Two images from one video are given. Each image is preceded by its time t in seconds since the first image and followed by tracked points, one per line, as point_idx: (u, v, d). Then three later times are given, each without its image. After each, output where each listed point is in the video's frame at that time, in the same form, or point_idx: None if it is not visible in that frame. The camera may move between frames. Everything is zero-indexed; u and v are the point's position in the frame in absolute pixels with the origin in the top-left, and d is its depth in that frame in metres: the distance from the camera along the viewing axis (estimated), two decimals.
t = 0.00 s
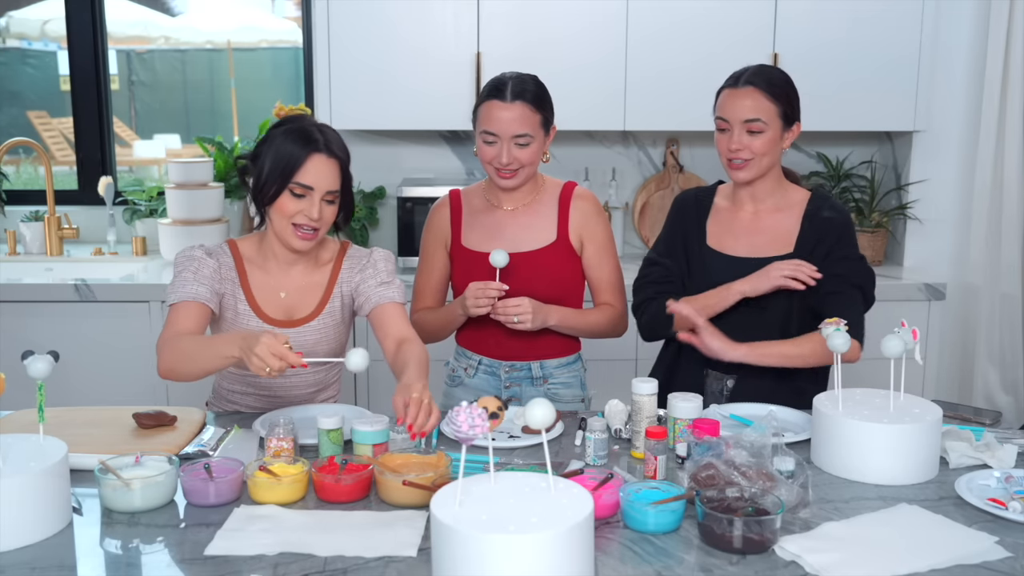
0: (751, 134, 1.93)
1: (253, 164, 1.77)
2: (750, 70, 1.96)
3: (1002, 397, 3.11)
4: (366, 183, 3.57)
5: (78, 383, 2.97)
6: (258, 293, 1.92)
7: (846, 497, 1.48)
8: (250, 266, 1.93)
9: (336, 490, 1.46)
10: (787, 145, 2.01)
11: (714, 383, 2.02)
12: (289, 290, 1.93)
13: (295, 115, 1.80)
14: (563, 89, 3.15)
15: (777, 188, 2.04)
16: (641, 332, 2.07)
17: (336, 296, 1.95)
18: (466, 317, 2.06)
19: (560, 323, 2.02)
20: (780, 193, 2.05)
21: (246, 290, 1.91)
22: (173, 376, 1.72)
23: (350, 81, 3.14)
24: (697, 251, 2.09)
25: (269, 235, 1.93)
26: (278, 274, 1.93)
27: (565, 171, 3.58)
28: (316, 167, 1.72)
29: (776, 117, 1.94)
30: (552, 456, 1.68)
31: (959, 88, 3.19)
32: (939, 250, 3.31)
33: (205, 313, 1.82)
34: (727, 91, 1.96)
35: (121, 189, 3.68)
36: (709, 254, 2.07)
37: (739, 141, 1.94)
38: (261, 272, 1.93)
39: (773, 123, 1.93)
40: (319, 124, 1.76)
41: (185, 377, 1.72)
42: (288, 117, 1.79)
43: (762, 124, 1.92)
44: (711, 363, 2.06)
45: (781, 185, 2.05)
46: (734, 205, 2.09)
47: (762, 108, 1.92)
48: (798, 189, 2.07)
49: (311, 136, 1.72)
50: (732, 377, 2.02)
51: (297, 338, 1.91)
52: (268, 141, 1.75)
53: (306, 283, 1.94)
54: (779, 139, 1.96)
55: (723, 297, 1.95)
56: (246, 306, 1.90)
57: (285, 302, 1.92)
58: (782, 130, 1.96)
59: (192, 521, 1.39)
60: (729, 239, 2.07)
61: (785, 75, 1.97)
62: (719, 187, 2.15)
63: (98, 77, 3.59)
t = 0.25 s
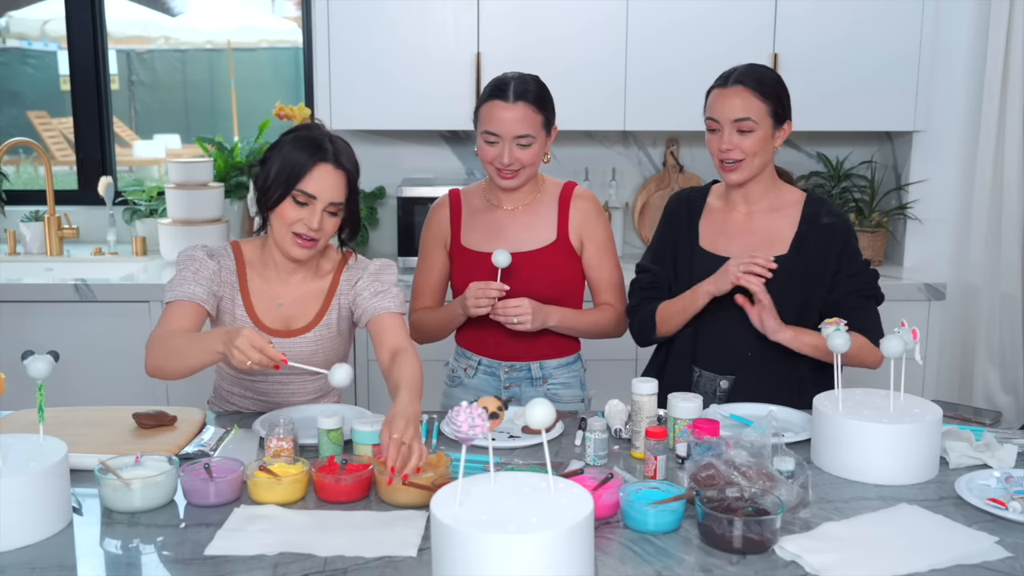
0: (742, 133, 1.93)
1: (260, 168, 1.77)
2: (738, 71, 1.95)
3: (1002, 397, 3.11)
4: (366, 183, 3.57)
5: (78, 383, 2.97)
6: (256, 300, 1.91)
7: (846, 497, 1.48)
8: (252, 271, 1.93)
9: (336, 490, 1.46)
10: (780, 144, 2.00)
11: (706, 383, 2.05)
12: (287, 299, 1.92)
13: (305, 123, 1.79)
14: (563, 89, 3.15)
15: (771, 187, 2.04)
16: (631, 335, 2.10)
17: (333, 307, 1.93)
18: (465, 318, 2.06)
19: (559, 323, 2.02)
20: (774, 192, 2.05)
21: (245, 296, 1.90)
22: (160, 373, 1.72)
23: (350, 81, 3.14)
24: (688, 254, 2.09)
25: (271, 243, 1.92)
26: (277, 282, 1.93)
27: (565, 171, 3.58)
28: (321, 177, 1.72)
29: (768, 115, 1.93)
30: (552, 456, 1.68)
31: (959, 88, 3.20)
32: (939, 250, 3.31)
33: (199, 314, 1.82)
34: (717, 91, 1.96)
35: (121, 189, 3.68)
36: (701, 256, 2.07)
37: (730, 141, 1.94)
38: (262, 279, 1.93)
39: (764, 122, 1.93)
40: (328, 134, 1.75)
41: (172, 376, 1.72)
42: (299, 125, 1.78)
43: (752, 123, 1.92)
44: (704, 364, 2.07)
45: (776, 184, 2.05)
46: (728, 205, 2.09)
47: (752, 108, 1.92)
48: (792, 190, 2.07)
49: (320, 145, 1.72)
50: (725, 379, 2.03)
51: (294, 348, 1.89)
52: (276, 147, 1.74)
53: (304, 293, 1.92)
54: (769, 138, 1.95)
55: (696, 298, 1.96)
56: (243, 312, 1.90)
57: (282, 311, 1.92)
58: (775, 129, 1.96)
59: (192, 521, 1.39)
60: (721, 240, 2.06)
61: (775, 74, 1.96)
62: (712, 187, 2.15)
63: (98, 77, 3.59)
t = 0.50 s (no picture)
0: (734, 137, 1.92)
1: (261, 174, 1.76)
2: (730, 73, 1.93)
3: (1002, 397, 3.10)
4: (366, 183, 3.57)
5: (78, 383, 2.97)
6: (259, 301, 1.91)
7: (846, 497, 1.48)
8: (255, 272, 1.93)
9: (336, 490, 1.46)
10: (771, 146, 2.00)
11: (701, 383, 2.05)
12: (290, 302, 1.92)
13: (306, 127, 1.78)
14: (563, 88, 3.15)
15: (764, 189, 2.04)
16: (628, 339, 2.10)
17: (337, 309, 1.92)
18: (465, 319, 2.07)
19: (559, 323, 2.02)
20: (766, 194, 2.04)
21: (249, 298, 1.90)
22: (165, 370, 1.73)
23: (350, 81, 3.14)
24: (681, 257, 2.09)
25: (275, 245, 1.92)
26: (281, 284, 1.93)
27: (565, 171, 3.58)
28: (326, 183, 1.71)
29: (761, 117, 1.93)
30: (552, 456, 1.68)
31: (959, 88, 3.20)
32: (938, 251, 3.31)
33: (204, 312, 1.82)
34: (708, 95, 1.94)
35: (121, 189, 3.68)
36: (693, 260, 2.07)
37: (723, 145, 1.93)
38: (265, 281, 1.93)
39: (756, 125, 1.92)
40: (330, 139, 1.74)
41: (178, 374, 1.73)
42: (300, 130, 1.77)
43: (745, 127, 1.91)
44: (699, 364, 2.06)
45: (768, 185, 2.04)
46: (720, 207, 2.08)
47: (745, 111, 1.91)
48: (785, 192, 2.06)
49: (322, 150, 1.71)
50: (720, 379, 2.02)
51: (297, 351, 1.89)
52: (279, 154, 1.73)
53: (308, 295, 1.92)
54: (762, 141, 1.95)
55: (680, 300, 1.98)
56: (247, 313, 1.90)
57: (285, 314, 1.91)
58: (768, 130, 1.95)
59: (192, 521, 1.39)
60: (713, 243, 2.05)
61: (764, 74, 1.95)
62: (703, 188, 2.14)
63: (98, 76, 3.59)
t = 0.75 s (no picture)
0: (732, 140, 1.92)
1: (265, 176, 1.76)
2: (727, 75, 1.94)
3: (1002, 397, 3.09)
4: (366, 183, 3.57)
5: (78, 383, 2.97)
6: (269, 300, 1.90)
7: (846, 497, 1.48)
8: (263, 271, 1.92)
9: (336, 490, 1.46)
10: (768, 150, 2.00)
11: (699, 383, 2.04)
12: (300, 300, 1.92)
13: (306, 127, 1.78)
14: (563, 89, 3.15)
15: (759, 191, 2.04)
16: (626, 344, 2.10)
17: (345, 306, 1.94)
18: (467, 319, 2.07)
19: (560, 324, 2.02)
20: (762, 197, 2.05)
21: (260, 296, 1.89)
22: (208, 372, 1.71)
23: (350, 81, 3.14)
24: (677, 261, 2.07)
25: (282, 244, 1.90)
26: (291, 282, 1.92)
27: (565, 171, 3.58)
28: (333, 181, 1.71)
29: (760, 121, 1.93)
30: (552, 456, 1.68)
31: (959, 88, 3.19)
32: (938, 251, 3.31)
33: (227, 311, 1.80)
34: (705, 98, 1.94)
35: (121, 190, 3.68)
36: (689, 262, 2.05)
37: (720, 149, 1.92)
38: (274, 279, 1.92)
39: (754, 129, 1.92)
40: (333, 137, 1.74)
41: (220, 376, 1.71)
42: (299, 130, 1.77)
43: (742, 130, 1.91)
44: (698, 364, 2.06)
45: (763, 187, 2.05)
46: (715, 209, 2.08)
47: (743, 114, 1.90)
48: (780, 193, 2.07)
49: (325, 149, 1.71)
50: (718, 379, 2.02)
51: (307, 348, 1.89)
52: (282, 156, 1.73)
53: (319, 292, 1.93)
54: (758, 144, 1.94)
55: (675, 313, 1.98)
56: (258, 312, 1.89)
57: (295, 312, 1.91)
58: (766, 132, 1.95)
59: (192, 521, 1.39)
60: (709, 246, 2.05)
61: (762, 78, 1.95)
62: (697, 189, 2.14)
63: (98, 77, 3.59)
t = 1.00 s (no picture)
0: (735, 144, 1.92)
1: (274, 178, 1.75)
2: (729, 77, 1.93)
3: (1002, 397, 3.09)
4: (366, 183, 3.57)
5: (78, 383, 2.97)
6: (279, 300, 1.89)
7: (846, 497, 1.48)
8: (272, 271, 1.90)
9: (336, 490, 1.46)
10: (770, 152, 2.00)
11: (700, 384, 2.04)
12: (308, 301, 1.91)
13: (312, 128, 1.78)
14: (563, 88, 3.15)
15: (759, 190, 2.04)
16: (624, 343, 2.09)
17: (353, 305, 1.94)
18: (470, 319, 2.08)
19: (563, 323, 2.03)
20: (763, 196, 2.05)
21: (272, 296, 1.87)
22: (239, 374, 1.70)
23: (351, 81, 3.14)
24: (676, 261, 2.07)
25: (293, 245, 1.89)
26: (300, 282, 1.91)
27: (565, 171, 3.58)
28: (343, 180, 1.71)
29: (762, 123, 1.93)
30: (552, 456, 1.68)
31: (959, 88, 3.19)
32: (938, 250, 3.31)
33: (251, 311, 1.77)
34: (707, 100, 1.93)
35: (121, 190, 3.68)
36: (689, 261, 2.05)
37: (724, 152, 1.92)
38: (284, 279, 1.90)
39: (757, 132, 1.92)
40: (341, 136, 1.75)
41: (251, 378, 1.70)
42: (306, 131, 1.77)
43: (746, 133, 1.91)
44: (698, 365, 2.06)
45: (763, 187, 2.05)
46: (715, 209, 2.08)
47: (745, 116, 1.90)
48: (779, 192, 2.07)
49: (335, 148, 1.71)
50: (719, 379, 2.02)
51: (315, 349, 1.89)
52: (291, 156, 1.72)
53: (328, 292, 1.93)
54: (761, 147, 1.95)
55: (672, 313, 1.97)
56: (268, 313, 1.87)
57: (304, 313, 1.90)
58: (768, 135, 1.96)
59: (192, 521, 1.39)
60: (709, 247, 2.05)
61: (762, 78, 1.94)
62: (696, 189, 2.14)
63: (98, 77, 3.59)
